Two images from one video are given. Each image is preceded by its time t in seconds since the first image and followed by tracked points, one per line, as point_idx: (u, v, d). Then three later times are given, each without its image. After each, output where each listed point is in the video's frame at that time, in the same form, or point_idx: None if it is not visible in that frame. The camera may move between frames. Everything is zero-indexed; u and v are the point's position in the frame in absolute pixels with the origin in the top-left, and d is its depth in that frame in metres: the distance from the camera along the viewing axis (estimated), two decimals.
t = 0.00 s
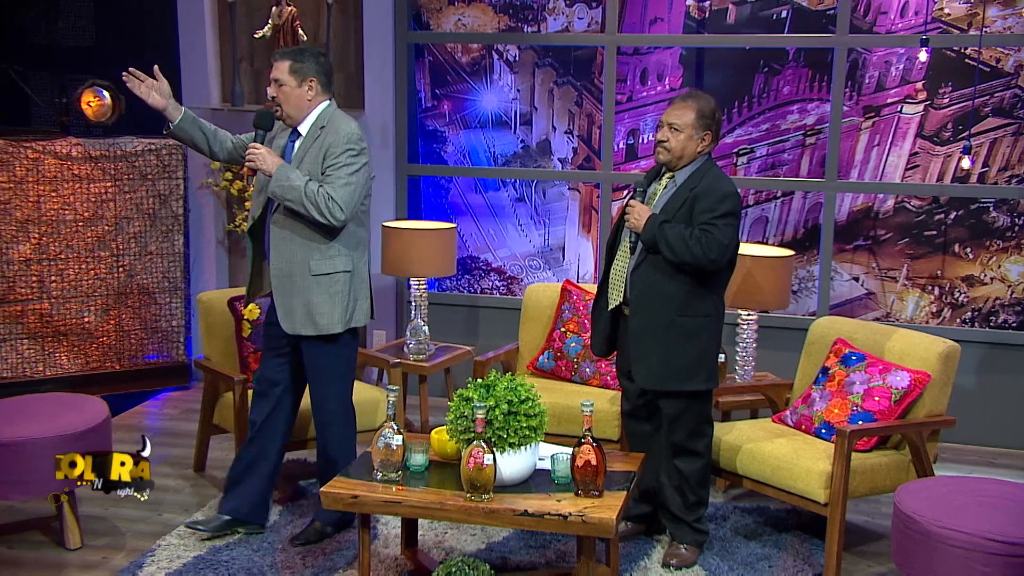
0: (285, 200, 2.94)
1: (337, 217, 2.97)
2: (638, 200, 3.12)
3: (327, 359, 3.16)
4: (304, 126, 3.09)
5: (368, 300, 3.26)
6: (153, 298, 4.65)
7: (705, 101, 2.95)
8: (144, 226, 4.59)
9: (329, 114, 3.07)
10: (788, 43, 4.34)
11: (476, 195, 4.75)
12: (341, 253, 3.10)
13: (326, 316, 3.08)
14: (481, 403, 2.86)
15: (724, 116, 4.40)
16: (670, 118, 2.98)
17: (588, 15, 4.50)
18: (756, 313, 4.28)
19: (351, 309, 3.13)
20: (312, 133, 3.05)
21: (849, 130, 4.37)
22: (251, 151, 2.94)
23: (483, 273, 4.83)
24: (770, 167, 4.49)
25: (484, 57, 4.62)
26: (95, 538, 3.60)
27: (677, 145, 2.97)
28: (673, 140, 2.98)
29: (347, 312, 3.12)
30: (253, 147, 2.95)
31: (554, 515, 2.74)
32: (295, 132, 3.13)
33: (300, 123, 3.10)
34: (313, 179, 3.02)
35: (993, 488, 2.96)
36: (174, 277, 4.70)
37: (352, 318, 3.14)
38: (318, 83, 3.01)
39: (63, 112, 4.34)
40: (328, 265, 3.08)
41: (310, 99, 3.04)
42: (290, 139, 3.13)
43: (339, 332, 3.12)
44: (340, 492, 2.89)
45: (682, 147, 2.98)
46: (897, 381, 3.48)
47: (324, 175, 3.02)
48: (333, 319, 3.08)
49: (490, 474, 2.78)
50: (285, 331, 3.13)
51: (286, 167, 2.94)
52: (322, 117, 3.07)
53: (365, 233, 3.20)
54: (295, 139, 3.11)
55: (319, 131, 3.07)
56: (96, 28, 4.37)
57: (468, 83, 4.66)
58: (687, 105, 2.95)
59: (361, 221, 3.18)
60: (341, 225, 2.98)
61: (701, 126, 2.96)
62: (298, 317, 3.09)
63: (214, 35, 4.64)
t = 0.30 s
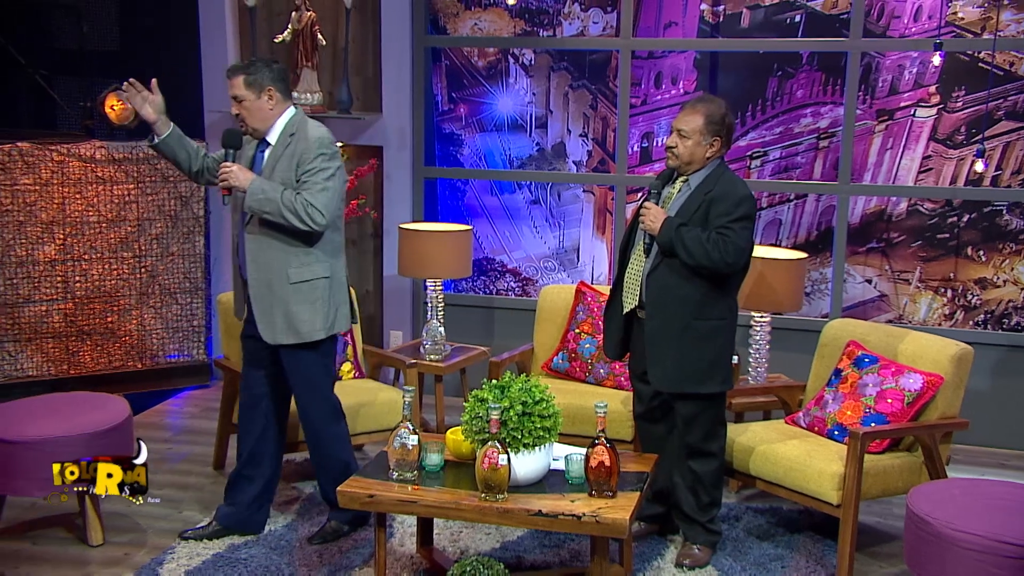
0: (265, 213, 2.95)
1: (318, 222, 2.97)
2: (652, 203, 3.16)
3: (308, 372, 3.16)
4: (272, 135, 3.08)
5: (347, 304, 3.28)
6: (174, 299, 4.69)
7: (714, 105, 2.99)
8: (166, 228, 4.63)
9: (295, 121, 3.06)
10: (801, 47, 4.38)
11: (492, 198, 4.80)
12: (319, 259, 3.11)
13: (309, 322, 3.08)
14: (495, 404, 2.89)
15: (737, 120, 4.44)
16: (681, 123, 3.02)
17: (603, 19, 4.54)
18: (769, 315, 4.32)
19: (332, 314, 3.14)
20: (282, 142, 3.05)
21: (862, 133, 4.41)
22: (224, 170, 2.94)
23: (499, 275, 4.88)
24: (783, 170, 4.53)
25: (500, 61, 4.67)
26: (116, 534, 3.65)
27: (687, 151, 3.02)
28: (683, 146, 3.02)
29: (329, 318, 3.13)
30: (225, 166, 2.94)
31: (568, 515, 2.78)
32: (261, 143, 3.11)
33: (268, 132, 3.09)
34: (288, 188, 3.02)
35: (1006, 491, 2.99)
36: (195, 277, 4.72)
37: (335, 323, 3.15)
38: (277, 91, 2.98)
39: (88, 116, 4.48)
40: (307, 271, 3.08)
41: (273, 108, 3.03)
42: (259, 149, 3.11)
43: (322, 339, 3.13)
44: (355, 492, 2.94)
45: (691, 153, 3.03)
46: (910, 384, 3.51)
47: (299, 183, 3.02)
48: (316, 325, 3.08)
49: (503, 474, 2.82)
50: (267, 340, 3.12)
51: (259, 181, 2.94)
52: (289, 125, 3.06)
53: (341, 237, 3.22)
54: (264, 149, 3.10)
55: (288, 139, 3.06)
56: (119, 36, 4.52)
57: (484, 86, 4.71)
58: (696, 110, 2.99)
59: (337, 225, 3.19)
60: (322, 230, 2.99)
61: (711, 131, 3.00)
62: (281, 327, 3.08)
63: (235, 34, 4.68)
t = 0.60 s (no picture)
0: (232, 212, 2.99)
1: (285, 224, 3.02)
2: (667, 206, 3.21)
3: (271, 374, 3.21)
4: (243, 135, 3.12)
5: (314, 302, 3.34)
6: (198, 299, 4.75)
7: (727, 109, 3.04)
8: (190, 229, 4.69)
9: (266, 121, 3.11)
10: (818, 51, 4.41)
11: (510, 200, 4.86)
12: (287, 261, 3.17)
13: (273, 323, 3.14)
14: (512, 405, 2.95)
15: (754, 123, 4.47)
16: (694, 128, 3.07)
17: (621, 24, 4.59)
18: (785, 317, 4.36)
19: (297, 315, 3.21)
20: (252, 141, 3.09)
21: (878, 137, 4.43)
22: (193, 168, 2.98)
23: (517, 276, 4.93)
24: (800, 173, 4.56)
25: (519, 66, 4.73)
26: (141, 530, 3.71)
27: (700, 154, 3.07)
28: (697, 151, 3.07)
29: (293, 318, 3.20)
30: (195, 163, 2.99)
31: (584, 516, 2.82)
32: (233, 142, 3.16)
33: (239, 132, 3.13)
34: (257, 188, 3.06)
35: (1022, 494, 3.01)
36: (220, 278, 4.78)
37: (298, 323, 3.22)
38: (251, 90, 3.03)
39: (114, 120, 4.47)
40: (274, 272, 3.14)
41: (245, 107, 3.08)
42: (230, 147, 3.15)
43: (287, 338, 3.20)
44: (374, 491, 3.00)
45: (705, 157, 3.07)
46: (926, 387, 3.54)
47: (268, 184, 3.06)
48: (280, 326, 3.15)
49: (520, 475, 2.87)
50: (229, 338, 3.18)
51: (227, 180, 2.98)
52: (259, 125, 3.10)
53: (311, 238, 3.27)
54: (234, 147, 3.14)
55: (258, 139, 3.10)
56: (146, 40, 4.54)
57: (503, 90, 4.77)
58: (710, 115, 3.03)
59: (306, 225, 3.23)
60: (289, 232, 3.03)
61: (724, 135, 3.04)
62: (243, 326, 3.14)
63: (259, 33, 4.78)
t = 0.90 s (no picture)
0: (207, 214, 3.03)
1: (258, 229, 3.05)
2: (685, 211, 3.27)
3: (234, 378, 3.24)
4: (223, 138, 3.17)
5: (294, 307, 3.36)
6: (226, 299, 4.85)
7: (745, 114, 3.08)
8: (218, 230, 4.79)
9: (246, 125, 3.15)
10: (836, 56, 4.45)
11: (530, 203, 4.92)
12: (262, 265, 3.19)
13: (250, 327, 3.17)
14: (532, 406, 3.00)
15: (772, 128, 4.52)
16: (713, 133, 3.12)
17: (641, 29, 4.65)
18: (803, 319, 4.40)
19: (275, 319, 3.23)
20: (231, 145, 3.14)
21: (896, 141, 4.47)
22: (172, 168, 3.05)
23: (537, 278, 4.99)
24: (817, 176, 4.61)
25: (540, 70, 4.79)
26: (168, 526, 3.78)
27: (719, 159, 3.12)
28: (715, 155, 3.12)
29: (271, 323, 3.22)
30: (172, 163, 3.04)
31: (602, 516, 2.88)
32: (215, 145, 3.21)
33: (219, 135, 3.18)
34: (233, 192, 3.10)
35: None
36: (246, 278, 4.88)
37: (276, 327, 3.24)
38: (237, 94, 3.10)
39: (145, 124, 4.51)
40: (250, 277, 3.16)
41: (229, 111, 3.14)
42: (211, 150, 3.21)
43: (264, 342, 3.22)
44: (395, 490, 3.06)
45: (723, 162, 3.12)
46: (943, 390, 3.57)
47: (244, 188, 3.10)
48: (257, 330, 3.17)
49: (539, 475, 2.93)
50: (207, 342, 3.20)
51: (204, 181, 3.03)
52: (239, 129, 3.15)
53: (288, 243, 3.29)
54: (214, 150, 3.19)
55: (237, 143, 3.16)
56: (175, 46, 4.59)
57: (523, 95, 4.84)
58: (727, 119, 3.09)
59: (283, 232, 3.26)
60: (262, 236, 3.07)
61: (742, 140, 3.09)
62: (221, 330, 3.16)
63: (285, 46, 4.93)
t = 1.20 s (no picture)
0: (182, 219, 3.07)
1: (229, 239, 3.07)
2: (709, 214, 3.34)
3: (219, 384, 3.26)
4: (212, 145, 3.22)
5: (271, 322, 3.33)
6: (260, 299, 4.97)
7: (769, 120, 3.16)
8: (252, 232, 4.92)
9: (234, 136, 3.19)
10: (858, 62, 4.51)
11: (555, 206, 5.01)
12: (236, 276, 3.19)
13: (219, 336, 3.16)
14: (555, 406, 3.09)
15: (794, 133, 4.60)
16: (738, 138, 3.19)
17: (665, 36, 4.73)
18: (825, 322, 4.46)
19: (246, 331, 3.20)
20: (216, 153, 3.18)
21: (917, 146, 4.52)
22: (157, 170, 3.10)
23: (561, 279, 5.08)
24: (839, 181, 4.67)
25: (565, 76, 4.88)
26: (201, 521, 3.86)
27: (745, 164, 3.19)
28: (741, 160, 3.19)
29: (241, 335, 3.20)
30: (159, 165, 3.11)
31: (625, 516, 2.95)
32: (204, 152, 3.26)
33: (210, 143, 3.23)
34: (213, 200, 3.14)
35: None
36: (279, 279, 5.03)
37: (248, 340, 3.21)
38: (230, 102, 3.15)
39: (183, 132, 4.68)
40: (223, 287, 3.16)
41: (221, 118, 3.19)
42: (200, 156, 3.25)
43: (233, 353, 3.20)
44: (422, 489, 3.15)
45: (750, 166, 3.19)
46: (964, 393, 3.63)
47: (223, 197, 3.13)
48: (225, 340, 3.16)
49: (562, 475, 3.00)
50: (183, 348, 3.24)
51: (185, 187, 3.08)
52: (227, 138, 3.19)
53: (267, 256, 3.28)
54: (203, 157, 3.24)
55: (223, 152, 3.19)
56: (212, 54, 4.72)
57: (549, 100, 4.93)
58: (753, 125, 3.16)
59: (263, 244, 3.26)
60: (232, 247, 3.08)
61: (767, 145, 3.17)
62: (194, 337, 3.19)
63: (315, 56, 5.06)
